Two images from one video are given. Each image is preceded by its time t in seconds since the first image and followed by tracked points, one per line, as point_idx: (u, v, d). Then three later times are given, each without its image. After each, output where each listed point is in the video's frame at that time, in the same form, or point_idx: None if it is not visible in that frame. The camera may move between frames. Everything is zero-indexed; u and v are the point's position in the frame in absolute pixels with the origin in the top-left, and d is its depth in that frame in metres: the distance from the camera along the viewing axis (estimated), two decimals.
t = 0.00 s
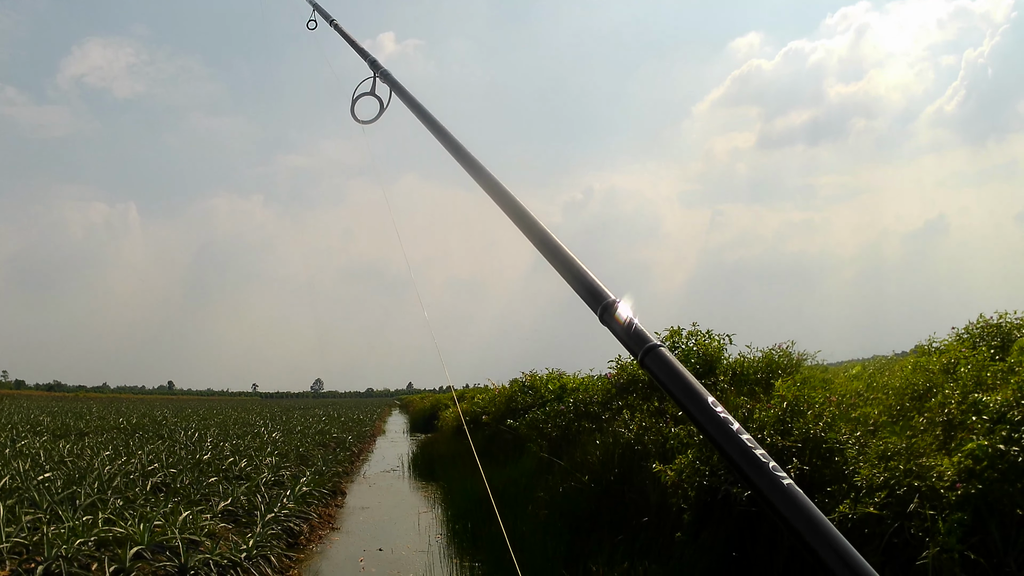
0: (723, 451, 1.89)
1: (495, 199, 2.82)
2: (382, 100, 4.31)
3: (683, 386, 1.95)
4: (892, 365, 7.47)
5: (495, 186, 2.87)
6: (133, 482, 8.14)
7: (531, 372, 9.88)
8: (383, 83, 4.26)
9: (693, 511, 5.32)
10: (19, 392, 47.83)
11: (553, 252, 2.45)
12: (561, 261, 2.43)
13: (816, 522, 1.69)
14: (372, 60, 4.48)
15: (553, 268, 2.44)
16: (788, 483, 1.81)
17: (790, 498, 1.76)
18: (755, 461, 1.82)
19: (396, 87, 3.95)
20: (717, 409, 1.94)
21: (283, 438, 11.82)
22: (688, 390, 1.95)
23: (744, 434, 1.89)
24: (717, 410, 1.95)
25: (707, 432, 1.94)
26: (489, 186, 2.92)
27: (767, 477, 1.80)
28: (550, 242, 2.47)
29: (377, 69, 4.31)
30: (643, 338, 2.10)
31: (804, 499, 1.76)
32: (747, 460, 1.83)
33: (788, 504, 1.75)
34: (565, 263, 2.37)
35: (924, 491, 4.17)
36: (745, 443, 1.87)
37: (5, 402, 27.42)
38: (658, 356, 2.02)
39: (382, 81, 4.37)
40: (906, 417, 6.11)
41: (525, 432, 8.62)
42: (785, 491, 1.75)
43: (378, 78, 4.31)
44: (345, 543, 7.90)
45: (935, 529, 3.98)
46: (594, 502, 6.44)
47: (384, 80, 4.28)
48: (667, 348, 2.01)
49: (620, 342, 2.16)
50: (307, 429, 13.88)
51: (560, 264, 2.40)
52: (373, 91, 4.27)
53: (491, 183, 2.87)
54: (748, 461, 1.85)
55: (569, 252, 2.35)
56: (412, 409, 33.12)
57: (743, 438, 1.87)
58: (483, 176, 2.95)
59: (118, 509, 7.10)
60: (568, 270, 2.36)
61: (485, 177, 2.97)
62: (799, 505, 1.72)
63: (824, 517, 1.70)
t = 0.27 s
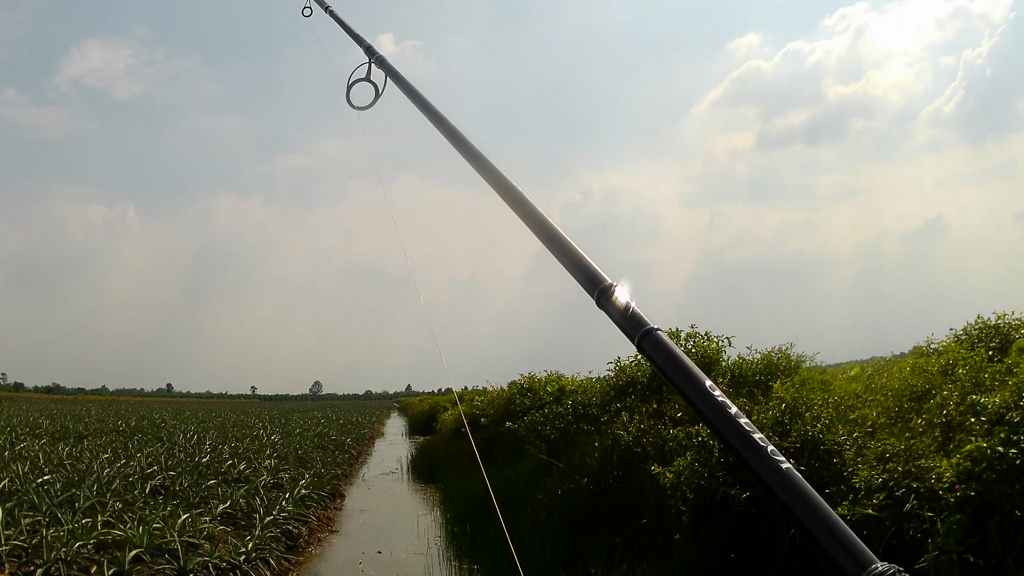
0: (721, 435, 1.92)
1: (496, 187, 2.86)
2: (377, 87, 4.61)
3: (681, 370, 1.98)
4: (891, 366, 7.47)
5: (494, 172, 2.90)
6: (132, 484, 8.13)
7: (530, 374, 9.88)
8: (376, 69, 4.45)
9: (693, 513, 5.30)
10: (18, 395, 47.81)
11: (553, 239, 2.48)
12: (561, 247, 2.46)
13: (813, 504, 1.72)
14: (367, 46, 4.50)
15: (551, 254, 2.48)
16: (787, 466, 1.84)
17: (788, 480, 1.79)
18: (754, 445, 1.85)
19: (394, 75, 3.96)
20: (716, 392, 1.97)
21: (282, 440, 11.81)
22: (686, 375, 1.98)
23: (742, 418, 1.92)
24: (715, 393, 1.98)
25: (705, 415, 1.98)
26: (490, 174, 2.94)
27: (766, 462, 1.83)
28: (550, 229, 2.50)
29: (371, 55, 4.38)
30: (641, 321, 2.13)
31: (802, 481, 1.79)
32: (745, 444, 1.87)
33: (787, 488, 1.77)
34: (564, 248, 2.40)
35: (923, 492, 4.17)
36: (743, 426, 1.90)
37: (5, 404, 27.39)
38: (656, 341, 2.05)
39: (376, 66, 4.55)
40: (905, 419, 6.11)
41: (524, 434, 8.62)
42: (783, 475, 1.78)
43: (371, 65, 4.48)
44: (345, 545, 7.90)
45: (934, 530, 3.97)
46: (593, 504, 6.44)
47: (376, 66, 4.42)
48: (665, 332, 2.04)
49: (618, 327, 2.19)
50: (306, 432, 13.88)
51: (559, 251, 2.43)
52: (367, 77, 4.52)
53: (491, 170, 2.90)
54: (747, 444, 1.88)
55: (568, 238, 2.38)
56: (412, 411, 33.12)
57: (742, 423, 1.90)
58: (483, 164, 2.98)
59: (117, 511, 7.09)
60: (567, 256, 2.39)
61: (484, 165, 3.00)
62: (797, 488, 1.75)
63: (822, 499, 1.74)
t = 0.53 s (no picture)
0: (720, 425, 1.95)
1: (496, 179, 2.88)
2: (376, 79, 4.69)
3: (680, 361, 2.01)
4: (891, 371, 7.47)
5: (494, 164, 2.93)
6: (133, 489, 8.13)
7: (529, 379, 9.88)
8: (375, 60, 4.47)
9: (692, 517, 5.28)
10: (18, 399, 47.78)
11: (552, 230, 2.51)
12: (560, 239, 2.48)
13: (811, 491, 1.77)
14: (366, 37, 4.55)
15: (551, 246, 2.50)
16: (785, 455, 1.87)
17: (786, 469, 1.84)
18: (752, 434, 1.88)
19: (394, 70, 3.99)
20: (715, 382, 2.01)
21: (282, 445, 11.81)
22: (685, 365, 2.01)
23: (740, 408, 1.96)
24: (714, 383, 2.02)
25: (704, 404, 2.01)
26: (489, 166, 2.96)
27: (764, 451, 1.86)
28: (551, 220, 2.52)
29: (371, 47, 4.41)
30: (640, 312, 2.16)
31: (799, 470, 1.82)
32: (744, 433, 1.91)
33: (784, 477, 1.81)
34: (564, 240, 2.43)
35: (924, 497, 4.17)
36: (742, 416, 1.94)
37: (4, 409, 27.36)
38: (655, 331, 2.08)
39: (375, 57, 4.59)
40: (905, 423, 6.11)
41: (524, 439, 8.62)
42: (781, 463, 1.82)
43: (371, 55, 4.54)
44: (345, 550, 7.89)
45: (935, 534, 3.97)
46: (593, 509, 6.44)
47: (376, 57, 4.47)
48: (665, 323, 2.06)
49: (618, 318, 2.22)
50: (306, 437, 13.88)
51: (559, 242, 2.46)
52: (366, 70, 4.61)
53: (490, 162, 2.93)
54: (745, 433, 1.93)
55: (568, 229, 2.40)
56: (412, 415, 33.09)
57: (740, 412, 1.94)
58: (483, 156, 3.00)
59: (117, 517, 7.09)
60: (567, 247, 2.42)
61: (483, 157, 3.02)
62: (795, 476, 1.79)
63: (818, 485, 1.79)
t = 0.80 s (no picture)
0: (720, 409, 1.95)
1: (496, 166, 2.88)
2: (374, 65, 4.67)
3: (680, 345, 2.00)
4: (891, 374, 7.47)
5: (494, 150, 2.92)
6: (132, 492, 8.13)
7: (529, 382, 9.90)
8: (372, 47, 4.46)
9: (692, 520, 5.29)
10: (17, 401, 47.76)
11: (551, 215, 2.50)
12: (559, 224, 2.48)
13: (809, 475, 1.77)
14: (365, 24, 4.55)
15: (550, 232, 2.50)
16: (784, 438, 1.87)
17: (786, 452, 1.83)
18: (752, 418, 1.88)
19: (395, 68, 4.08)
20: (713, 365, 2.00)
21: (281, 448, 11.81)
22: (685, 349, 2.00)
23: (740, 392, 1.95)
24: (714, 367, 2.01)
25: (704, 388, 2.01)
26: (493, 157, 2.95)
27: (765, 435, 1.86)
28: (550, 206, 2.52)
29: (369, 33, 4.41)
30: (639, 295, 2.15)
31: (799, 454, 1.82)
32: (743, 417, 1.90)
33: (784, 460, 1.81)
34: (563, 226, 2.43)
35: (924, 499, 4.17)
36: (741, 400, 1.94)
37: (4, 411, 27.34)
38: (654, 315, 2.07)
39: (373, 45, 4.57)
40: (905, 426, 6.11)
41: (524, 441, 8.63)
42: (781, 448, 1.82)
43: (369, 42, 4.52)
44: (345, 553, 7.89)
45: (934, 537, 3.97)
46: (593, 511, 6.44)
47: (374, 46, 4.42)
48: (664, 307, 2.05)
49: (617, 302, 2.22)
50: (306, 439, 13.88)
51: (558, 229, 2.46)
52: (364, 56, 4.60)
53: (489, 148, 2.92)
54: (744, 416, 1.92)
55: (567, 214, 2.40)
56: (411, 418, 33.07)
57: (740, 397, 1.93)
58: (483, 143, 3.00)
59: (117, 519, 7.08)
60: (567, 233, 2.42)
61: (483, 144, 3.02)
62: (794, 460, 1.79)
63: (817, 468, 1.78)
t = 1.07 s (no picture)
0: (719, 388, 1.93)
1: (495, 150, 2.88)
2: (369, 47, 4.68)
3: (677, 324, 1.98)
4: (890, 375, 7.48)
5: (492, 134, 2.92)
6: (132, 494, 8.13)
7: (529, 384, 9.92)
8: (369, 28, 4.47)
9: (692, 522, 5.29)
10: (17, 403, 47.74)
11: (550, 197, 2.50)
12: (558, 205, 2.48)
13: (809, 454, 1.74)
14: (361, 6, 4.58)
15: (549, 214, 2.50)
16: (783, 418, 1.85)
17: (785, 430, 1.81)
18: (749, 397, 1.86)
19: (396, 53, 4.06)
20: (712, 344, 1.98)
21: (281, 451, 11.81)
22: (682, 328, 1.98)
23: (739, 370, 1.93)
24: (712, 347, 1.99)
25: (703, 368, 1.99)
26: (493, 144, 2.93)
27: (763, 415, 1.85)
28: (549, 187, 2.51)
29: (365, 16, 4.43)
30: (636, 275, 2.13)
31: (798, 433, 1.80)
32: (742, 396, 1.88)
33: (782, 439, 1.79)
34: (561, 208, 2.43)
35: (923, 499, 4.17)
36: (740, 379, 1.91)
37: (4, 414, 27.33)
38: (651, 294, 2.06)
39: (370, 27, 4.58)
40: (904, 427, 6.11)
41: (524, 443, 8.65)
42: (779, 427, 1.80)
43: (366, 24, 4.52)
44: (345, 555, 7.89)
45: (934, 538, 3.97)
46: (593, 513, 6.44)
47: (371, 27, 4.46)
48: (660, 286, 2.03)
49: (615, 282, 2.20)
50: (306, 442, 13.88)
51: (557, 210, 2.46)
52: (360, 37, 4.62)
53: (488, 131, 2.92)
54: (743, 395, 1.89)
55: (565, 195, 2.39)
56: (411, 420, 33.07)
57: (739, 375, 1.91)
58: (481, 126, 2.99)
59: (117, 521, 7.08)
60: (565, 215, 2.42)
61: (482, 128, 3.01)
62: (793, 439, 1.77)
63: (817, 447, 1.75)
